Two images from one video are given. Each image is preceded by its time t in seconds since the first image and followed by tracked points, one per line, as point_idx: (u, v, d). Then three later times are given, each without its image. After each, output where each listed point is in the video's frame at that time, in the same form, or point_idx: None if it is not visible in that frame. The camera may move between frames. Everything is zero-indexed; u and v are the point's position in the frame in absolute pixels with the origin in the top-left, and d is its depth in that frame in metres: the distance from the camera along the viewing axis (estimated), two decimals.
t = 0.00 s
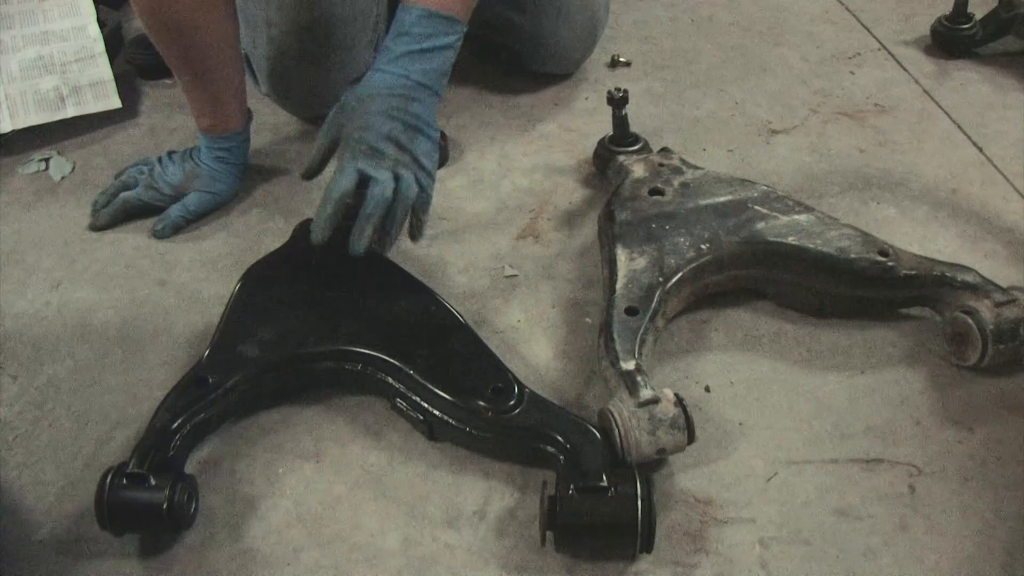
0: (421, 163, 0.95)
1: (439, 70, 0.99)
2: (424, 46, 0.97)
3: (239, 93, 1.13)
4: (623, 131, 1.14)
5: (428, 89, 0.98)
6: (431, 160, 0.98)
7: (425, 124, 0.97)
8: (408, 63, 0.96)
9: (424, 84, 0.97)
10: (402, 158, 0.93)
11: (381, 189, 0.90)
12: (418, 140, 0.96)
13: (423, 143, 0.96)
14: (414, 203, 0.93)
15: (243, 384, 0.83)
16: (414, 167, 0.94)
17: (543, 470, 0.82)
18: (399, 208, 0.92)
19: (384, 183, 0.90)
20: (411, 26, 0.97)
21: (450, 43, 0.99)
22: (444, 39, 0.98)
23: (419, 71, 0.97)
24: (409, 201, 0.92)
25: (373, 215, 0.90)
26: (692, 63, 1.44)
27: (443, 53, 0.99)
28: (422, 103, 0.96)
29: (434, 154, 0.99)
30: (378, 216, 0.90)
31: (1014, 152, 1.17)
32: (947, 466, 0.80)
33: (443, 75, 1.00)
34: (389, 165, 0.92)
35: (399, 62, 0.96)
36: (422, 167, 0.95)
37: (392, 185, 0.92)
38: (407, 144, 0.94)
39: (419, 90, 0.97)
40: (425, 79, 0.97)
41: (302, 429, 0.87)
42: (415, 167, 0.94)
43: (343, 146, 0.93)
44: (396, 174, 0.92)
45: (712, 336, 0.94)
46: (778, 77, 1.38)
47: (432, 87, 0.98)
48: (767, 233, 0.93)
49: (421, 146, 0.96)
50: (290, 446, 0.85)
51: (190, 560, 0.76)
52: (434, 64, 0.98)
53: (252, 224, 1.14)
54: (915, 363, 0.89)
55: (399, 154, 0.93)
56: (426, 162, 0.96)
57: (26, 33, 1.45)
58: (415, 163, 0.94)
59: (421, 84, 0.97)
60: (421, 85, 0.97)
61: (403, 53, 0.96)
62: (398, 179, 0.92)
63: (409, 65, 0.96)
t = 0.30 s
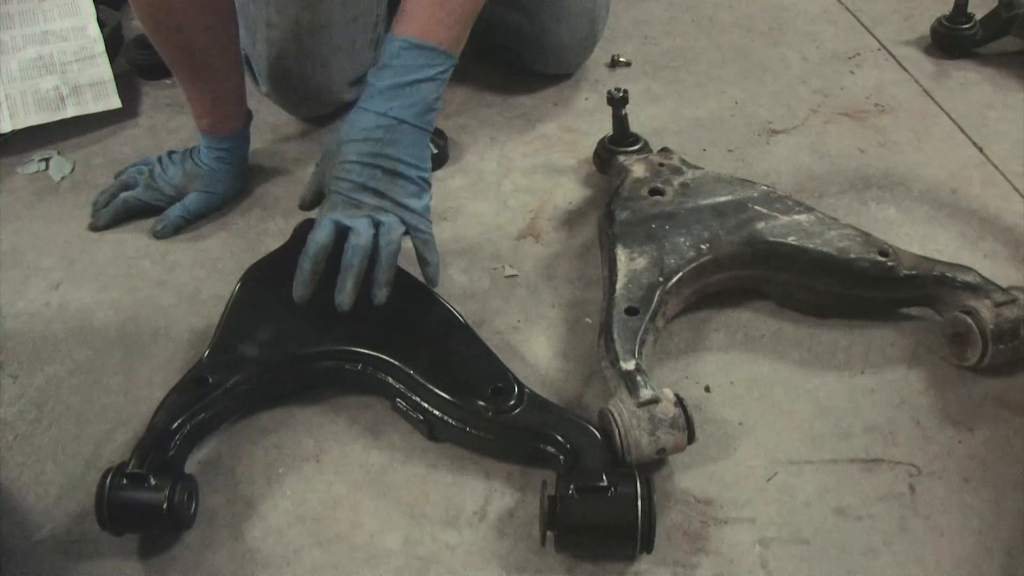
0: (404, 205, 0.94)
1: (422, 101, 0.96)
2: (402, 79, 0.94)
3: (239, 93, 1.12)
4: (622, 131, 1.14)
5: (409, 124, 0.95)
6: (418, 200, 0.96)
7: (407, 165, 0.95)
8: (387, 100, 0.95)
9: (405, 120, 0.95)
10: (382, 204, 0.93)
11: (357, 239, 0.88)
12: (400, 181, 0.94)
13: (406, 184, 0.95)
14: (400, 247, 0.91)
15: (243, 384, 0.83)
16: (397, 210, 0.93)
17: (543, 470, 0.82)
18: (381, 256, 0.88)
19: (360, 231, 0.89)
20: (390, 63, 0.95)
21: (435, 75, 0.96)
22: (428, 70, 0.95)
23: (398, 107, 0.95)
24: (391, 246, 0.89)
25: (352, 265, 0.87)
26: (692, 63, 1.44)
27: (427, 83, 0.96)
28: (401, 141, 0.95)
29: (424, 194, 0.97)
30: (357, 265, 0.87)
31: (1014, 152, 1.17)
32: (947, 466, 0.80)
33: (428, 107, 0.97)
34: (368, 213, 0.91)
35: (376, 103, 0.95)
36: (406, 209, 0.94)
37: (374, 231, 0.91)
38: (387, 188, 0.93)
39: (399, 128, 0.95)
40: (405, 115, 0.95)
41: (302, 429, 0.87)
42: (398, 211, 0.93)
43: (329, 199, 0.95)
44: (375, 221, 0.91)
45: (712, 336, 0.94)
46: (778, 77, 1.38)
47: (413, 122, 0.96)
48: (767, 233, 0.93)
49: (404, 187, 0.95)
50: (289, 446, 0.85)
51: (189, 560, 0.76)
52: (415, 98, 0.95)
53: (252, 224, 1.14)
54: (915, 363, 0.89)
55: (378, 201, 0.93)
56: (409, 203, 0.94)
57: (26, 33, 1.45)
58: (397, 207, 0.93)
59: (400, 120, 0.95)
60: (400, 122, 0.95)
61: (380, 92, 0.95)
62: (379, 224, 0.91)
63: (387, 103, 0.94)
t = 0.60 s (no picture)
0: (392, 213, 0.94)
1: (407, 107, 0.94)
2: (386, 86, 0.92)
3: (239, 92, 1.12)
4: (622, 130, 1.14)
5: (393, 131, 0.94)
6: (406, 205, 0.96)
7: (393, 171, 0.95)
8: (370, 107, 0.93)
9: (390, 127, 0.94)
10: (370, 213, 0.93)
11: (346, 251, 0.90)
12: (387, 189, 0.94)
13: (393, 192, 0.95)
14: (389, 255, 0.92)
15: (242, 384, 0.83)
16: (384, 218, 0.94)
17: (543, 470, 0.82)
18: (371, 267, 0.89)
19: (348, 245, 0.90)
20: (373, 68, 0.93)
21: (420, 80, 0.94)
22: (412, 75, 0.93)
23: (382, 115, 0.93)
24: (380, 256, 0.90)
25: (340, 277, 0.88)
26: (692, 63, 1.44)
27: (412, 89, 0.94)
28: (386, 150, 0.94)
29: (411, 199, 0.97)
30: (346, 278, 0.88)
31: (1014, 152, 1.17)
32: (947, 466, 0.80)
33: (413, 112, 0.95)
34: (355, 224, 0.92)
35: (359, 110, 0.93)
36: (393, 217, 0.94)
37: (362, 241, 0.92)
38: (374, 198, 0.93)
39: (383, 135, 0.93)
40: (389, 123, 0.94)
41: (302, 429, 0.87)
42: (385, 219, 0.94)
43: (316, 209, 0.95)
44: (364, 232, 0.92)
45: (712, 336, 0.94)
46: (778, 77, 1.38)
47: (398, 128, 0.95)
48: (767, 233, 0.93)
49: (391, 195, 0.95)
50: (289, 446, 0.85)
51: (189, 560, 0.76)
52: (399, 104, 0.93)
53: (252, 224, 1.14)
54: (915, 363, 0.89)
55: (365, 211, 0.93)
56: (397, 211, 0.94)
57: (26, 33, 1.45)
58: (384, 215, 0.94)
59: (384, 128, 0.93)
60: (384, 129, 0.93)
61: (363, 99, 0.93)
62: (367, 235, 0.92)
63: (371, 111, 0.93)
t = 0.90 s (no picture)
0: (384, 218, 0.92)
1: (398, 110, 0.92)
2: (376, 89, 0.91)
3: (239, 93, 1.12)
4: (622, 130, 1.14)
5: (384, 134, 0.92)
6: (398, 210, 0.94)
7: (384, 175, 0.93)
8: (361, 111, 0.91)
9: (381, 131, 0.92)
10: (361, 218, 0.91)
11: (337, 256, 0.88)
12: (378, 194, 0.93)
13: (384, 196, 0.93)
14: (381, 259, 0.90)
15: (243, 384, 0.83)
16: (376, 223, 0.92)
17: (542, 470, 0.82)
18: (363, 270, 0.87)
19: (340, 249, 0.88)
20: (364, 71, 0.92)
21: (411, 84, 0.92)
22: (403, 79, 0.92)
23: (372, 118, 0.91)
24: (370, 260, 0.88)
25: (332, 283, 0.86)
26: (692, 63, 1.44)
27: (403, 92, 0.92)
28: (377, 153, 0.92)
29: (403, 203, 0.96)
30: (338, 283, 0.86)
31: (1014, 152, 1.17)
32: (947, 466, 0.80)
33: (404, 115, 0.93)
34: (346, 230, 0.91)
35: (349, 115, 0.91)
36: (385, 221, 0.92)
37: (353, 247, 0.90)
38: (365, 203, 0.92)
39: (374, 140, 0.91)
40: (380, 126, 0.92)
41: (302, 429, 0.87)
42: (377, 223, 0.92)
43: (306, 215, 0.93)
44: (355, 237, 0.90)
45: (712, 336, 0.94)
46: (778, 77, 1.38)
47: (389, 131, 0.93)
48: (767, 233, 0.93)
49: (383, 199, 0.93)
50: (289, 446, 0.85)
51: (189, 560, 0.76)
52: (390, 108, 0.91)
53: (252, 224, 1.14)
54: (916, 363, 0.89)
55: (357, 216, 0.91)
56: (389, 215, 0.92)
57: (26, 34, 1.45)
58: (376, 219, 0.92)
59: (374, 131, 0.91)
60: (375, 133, 0.91)
61: (353, 102, 0.91)
62: (358, 240, 0.90)
63: (361, 114, 0.91)
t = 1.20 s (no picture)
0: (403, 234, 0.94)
1: (414, 127, 0.93)
2: (392, 107, 0.91)
3: (238, 92, 1.12)
4: (622, 130, 1.14)
5: (401, 151, 0.93)
6: (416, 225, 0.96)
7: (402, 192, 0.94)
8: (377, 129, 0.92)
9: (398, 148, 0.93)
10: (382, 235, 0.93)
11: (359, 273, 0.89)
12: (395, 210, 0.94)
13: (402, 212, 0.95)
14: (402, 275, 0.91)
15: (243, 384, 0.83)
16: (397, 239, 0.93)
17: (543, 470, 0.82)
18: (383, 285, 0.88)
19: (360, 266, 0.89)
20: (378, 88, 0.92)
21: (424, 99, 0.92)
22: (417, 95, 0.92)
23: (389, 136, 0.92)
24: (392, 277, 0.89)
25: (353, 301, 0.87)
26: (692, 63, 1.44)
27: (418, 109, 0.92)
28: (394, 170, 0.93)
29: (422, 218, 0.97)
30: (359, 299, 0.87)
31: (1014, 152, 1.17)
32: (947, 466, 0.80)
33: (419, 130, 0.94)
34: (367, 247, 0.92)
35: (366, 132, 0.92)
36: (405, 237, 0.94)
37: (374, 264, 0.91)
38: (383, 220, 0.93)
39: (391, 156, 0.93)
40: (397, 143, 0.93)
41: (302, 429, 0.87)
42: (396, 239, 0.93)
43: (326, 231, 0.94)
44: (375, 254, 0.91)
45: (713, 336, 0.94)
46: (778, 77, 1.38)
47: (405, 147, 0.94)
48: (767, 233, 0.93)
49: (401, 215, 0.95)
50: (290, 446, 0.85)
51: (189, 560, 0.76)
52: (406, 125, 0.92)
53: (252, 224, 1.14)
54: (916, 363, 0.89)
55: (377, 233, 0.93)
56: (407, 231, 0.94)
57: (26, 34, 1.45)
58: (395, 237, 0.93)
59: (391, 148, 0.92)
60: (392, 149, 0.92)
61: (369, 119, 0.92)
62: (379, 257, 0.91)
63: (378, 132, 0.92)
